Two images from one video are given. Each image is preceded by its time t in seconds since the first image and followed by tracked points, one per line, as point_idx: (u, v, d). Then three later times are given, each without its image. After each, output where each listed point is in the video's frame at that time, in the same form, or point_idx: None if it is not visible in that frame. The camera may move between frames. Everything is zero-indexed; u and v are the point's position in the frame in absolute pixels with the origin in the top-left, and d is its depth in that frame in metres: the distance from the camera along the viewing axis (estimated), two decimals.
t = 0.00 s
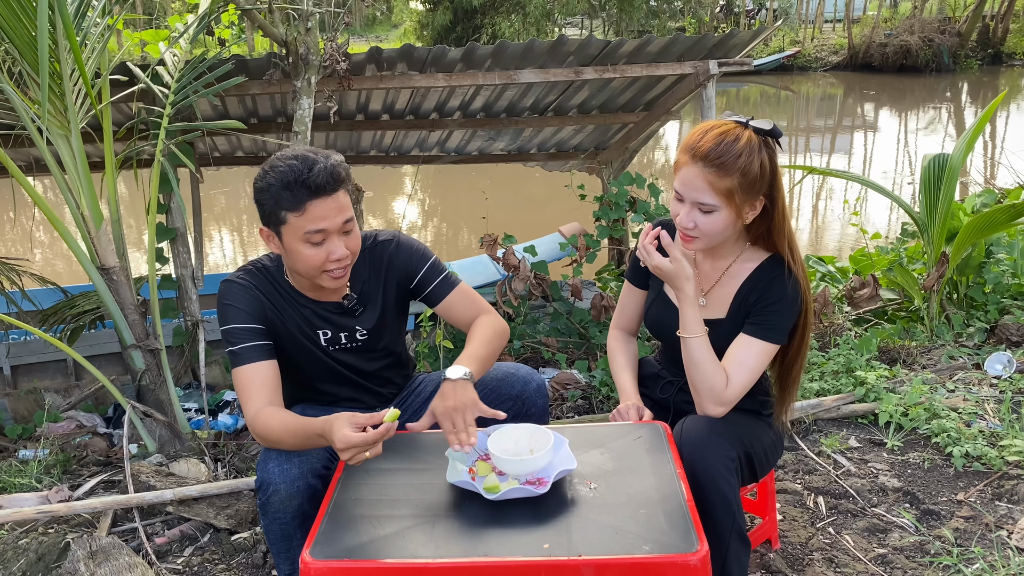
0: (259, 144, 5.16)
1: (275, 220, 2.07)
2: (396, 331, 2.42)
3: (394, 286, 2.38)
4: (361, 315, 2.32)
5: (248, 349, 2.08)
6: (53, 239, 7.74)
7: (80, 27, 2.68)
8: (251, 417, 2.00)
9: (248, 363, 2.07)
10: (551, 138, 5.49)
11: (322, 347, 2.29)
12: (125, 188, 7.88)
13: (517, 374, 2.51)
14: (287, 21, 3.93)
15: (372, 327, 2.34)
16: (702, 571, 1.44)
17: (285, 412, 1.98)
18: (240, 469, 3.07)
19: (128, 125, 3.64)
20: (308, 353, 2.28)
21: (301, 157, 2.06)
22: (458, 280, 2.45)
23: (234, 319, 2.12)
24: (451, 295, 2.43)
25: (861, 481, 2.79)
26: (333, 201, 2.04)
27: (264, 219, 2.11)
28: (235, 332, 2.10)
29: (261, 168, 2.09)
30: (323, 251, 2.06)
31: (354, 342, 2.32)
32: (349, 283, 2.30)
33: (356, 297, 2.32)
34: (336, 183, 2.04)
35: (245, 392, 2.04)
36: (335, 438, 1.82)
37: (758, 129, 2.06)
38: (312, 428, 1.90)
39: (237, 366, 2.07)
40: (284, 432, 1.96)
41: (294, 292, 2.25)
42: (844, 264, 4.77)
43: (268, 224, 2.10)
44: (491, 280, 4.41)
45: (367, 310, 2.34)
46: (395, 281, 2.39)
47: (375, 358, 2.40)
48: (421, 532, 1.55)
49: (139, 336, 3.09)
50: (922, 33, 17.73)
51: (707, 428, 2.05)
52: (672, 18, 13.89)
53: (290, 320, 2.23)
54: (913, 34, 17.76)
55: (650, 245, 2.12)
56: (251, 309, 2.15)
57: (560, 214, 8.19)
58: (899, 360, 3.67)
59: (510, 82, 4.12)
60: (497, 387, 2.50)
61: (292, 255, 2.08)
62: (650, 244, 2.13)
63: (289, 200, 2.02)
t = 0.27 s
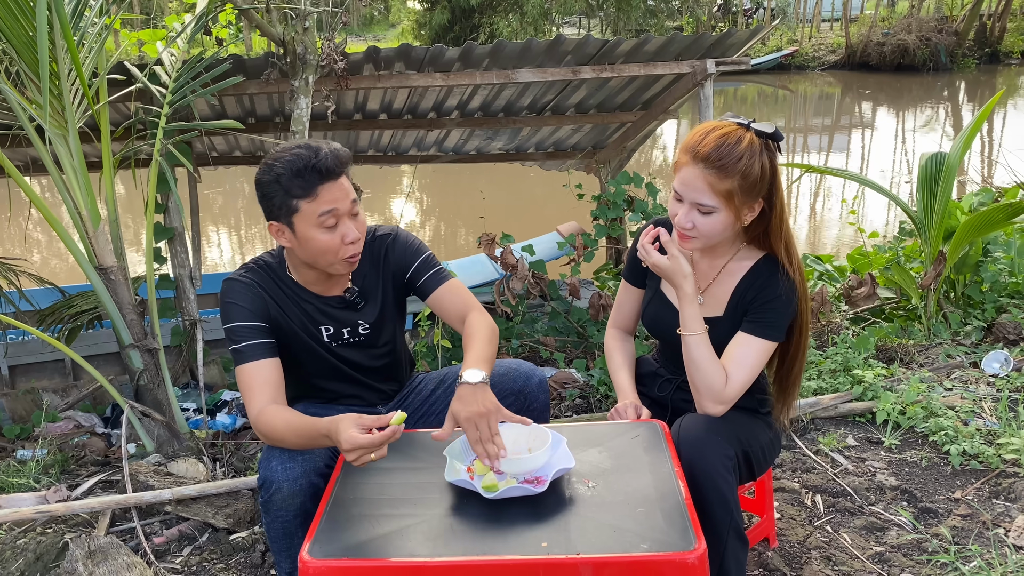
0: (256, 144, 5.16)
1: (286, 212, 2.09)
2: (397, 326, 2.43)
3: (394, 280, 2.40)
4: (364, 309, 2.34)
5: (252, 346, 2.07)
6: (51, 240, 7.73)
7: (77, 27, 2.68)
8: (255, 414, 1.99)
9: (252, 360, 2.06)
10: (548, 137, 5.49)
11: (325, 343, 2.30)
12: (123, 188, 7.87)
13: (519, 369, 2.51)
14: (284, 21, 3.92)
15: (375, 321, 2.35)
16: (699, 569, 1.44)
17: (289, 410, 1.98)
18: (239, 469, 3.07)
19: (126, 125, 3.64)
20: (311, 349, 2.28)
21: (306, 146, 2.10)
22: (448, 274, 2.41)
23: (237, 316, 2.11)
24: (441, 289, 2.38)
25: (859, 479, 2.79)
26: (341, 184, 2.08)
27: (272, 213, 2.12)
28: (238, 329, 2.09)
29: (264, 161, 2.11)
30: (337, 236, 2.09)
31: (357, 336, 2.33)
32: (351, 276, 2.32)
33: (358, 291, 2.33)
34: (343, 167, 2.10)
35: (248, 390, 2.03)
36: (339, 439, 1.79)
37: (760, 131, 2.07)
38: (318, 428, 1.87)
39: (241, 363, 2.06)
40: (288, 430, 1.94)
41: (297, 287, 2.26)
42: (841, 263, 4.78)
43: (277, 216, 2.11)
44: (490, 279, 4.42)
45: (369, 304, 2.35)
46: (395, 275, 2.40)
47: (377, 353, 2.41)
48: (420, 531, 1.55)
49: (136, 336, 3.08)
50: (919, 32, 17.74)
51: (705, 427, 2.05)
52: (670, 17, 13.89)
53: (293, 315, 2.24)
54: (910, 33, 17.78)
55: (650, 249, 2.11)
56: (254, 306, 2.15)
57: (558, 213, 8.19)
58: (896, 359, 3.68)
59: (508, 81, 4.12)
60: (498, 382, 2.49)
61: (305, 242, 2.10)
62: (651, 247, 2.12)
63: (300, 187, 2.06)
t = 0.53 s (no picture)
0: (254, 144, 5.16)
1: (291, 207, 2.10)
2: (392, 323, 2.44)
3: (390, 277, 2.42)
4: (360, 306, 2.34)
5: (248, 346, 2.07)
6: (48, 239, 7.72)
7: (74, 26, 2.67)
8: (253, 414, 2.01)
9: (249, 359, 2.06)
10: (547, 137, 5.50)
11: (320, 341, 2.30)
12: (120, 188, 7.87)
13: (516, 369, 2.51)
14: (282, 20, 3.92)
15: (371, 318, 2.36)
16: (697, 569, 1.44)
17: (287, 409, 1.99)
18: (236, 468, 3.07)
19: (123, 125, 3.63)
20: (307, 348, 2.28)
21: (314, 142, 2.12)
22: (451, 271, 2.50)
23: (233, 316, 2.11)
24: (445, 286, 2.48)
25: (856, 479, 2.80)
26: (347, 181, 2.11)
27: (276, 209, 2.13)
28: (234, 329, 2.09)
29: (270, 156, 2.12)
30: (340, 233, 2.11)
31: (353, 333, 2.34)
32: (347, 273, 2.32)
33: (354, 288, 2.34)
34: (348, 164, 2.13)
35: (245, 389, 2.04)
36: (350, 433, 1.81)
37: (752, 131, 2.07)
38: (323, 425, 1.90)
39: (237, 363, 2.06)
40: (287, 428, 1.96)
41: (293, 285, 2.26)
42: (839, 263, 4.79)
43: (282, 212, 2.12)
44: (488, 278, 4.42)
45: (365, 301, 2.36)
46: (392, 272, 2.43)
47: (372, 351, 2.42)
48: (418, 530, 1.56)
49: (134, 335, 3.08)
50: (917, 32, 17.76)
51: (701, 427, 2.05)
52: (668, 17, 13.89)
53: (289, 314, 2.24)
54: (908, 33, 17.80)
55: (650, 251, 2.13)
56: (250, 306, 2.15)
57: (556, 212, 8.20)
58: (894, 358, 3.69)
59: (506, 81, 4.12)
60: (496, 381, 2.50)
61: (308, 239, 2.10)
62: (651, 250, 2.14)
63: (308, 182, 2.07)
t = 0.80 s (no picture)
0: (254, 143, 5.16)
1: (288, 202, 2.10)
2: (392, 320, 2.44)
3: (389, 274, 2.43)
4: (359, 302, 2.34)
5: (248, 342, 2.07)
6: (47, 238, 7.72)
7: (74, 25, 2.67)
8: (253, 410, 2.01)
9: (248, 356, 2.06)
10: (546, 137, 5.50)
11: (319, 337, 2.29)
12: (120, 187, 7.86)
13: (515, 369, 2.51)
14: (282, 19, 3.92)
15: (370, 314, 2.36)
16: (696, 569, 1.44)
17: (287, 406, 2.00)
18: (236, 467, 3.07)
19: (123, 124, 3.63)
20: (307, 344, 2.28)
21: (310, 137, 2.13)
22: (449, 274, 2.53)
23: (233, 313, 2.11)
24: (442, 289, 2.50)
25: (856, 479, 2.80)
26: (343, 176, 2.12)
27: (273, 204, 2.13)
28: (234, 326, 2.09)
29: (267, 152, 2.13)
30: (338, 228, 2.11)
31: (352, 329, 2.34)
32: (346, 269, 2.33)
33: (354, 284, 2.34)
34: (344, 159, 2.13)
35: (245, 386, 2.03)
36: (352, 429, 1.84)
37: (748, 128, 2.06)
38: (326, 420, 1.92)
39: (236, 359, 2.06)
40: (288, 424, 1.97)
41: (293, 281, 2.26)
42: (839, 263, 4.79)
43: (278, 208, 2.13)
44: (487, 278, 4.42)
45: (364, 298, 2.36)
46: (392, 270, 2.43)
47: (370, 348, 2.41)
48: (417, 530, 1.55)
49: (133, 334, 3.07)
50: (917, 33, 17.77)
51: (701, 427, 2.05)
52: (668, 17, 13.87)
53: (288, 310, 2.23)
54: (908, 34, 17.80)
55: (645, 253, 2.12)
56: (250, 302, 2.15)
57: (556, 212, 8.20)
58: (893, 359, 3.69)
59: (506, 80, 4.12)
60: (495, 381, 2.50)
61: (305, 234, 2.11)
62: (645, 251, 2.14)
63: (304, 177, 2.08)
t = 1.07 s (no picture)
0: (254, 142, 5.15)
1: (286, 197, 2.10)
2: (391, 318, 2.44)
3: (389, 273, 2.42)
4: (358, 301, 2.34)
5: (248, 341, 2.07)
6: (48, 236, 7.71)
7: (75, 23, 2.66)
8: (252, 409, 2.00)
9: (247, 355, 2.06)
10: (547, 137, 5.49)
11: (318, 336, 2.29)
12: (121, 186, 7.86)
13: (517, 368, 2.52)
14: (283, 18, 3.91)
15: (369, 312, 2.36)
16: (698, 570, 1.44)
17: (286, 404, 2.00)
18: (236, 467, 3.07)
19: (123, 122, 3.62)
20: (308, 343, 2.28)
21: (307, 133, 2.14)
22: (448, 276, 2.54)
23: (232, 312, 2.11)
24: (439, 292, 2.51)
25: (857, 480, 2.80)
26: (340, 172, 2.12)
27: (272, 200, 2.13)
28: (234, 325, 2.09)
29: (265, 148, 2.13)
30: (336, 223, 2.11)
31: (352, 327, 2.33)
32: (345, 267, 2.32)
33: (353, 282, 2.33)
34: (341, 155, 2.13)
35: (244, 385, 2.03)
36: (354, 428, 1.86)
37: (748, 125, 2.06)
38: (326, 418, 1.92)
39: (236, 358, 2.06)
40: (288, 422, 1.98)
41: (292, 279, 2.26)
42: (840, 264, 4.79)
43: (276, 203, 2.12)
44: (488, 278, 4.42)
45: (364, 296, 2.36)
46: (392, 268, 2.43)
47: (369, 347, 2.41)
48: (417, 531, 1.55)
49: (134, 333, 3.06)
50: (918, 34, 17.76)
51: (702, 428, 2.05)
52: (669, 18, 13.85)
53: (287, 309, 2.23)
54: (909, 35, 17.80)
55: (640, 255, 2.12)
56: (249, 301, 2.15)
57: (556, 212, 8.20)
58: (894, 360, 3.69)
59: (507, 80, 4.12)
60: (496, 380, 2.50)
61: (304, 230, 2.10)
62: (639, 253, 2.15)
63: (302, 172, 2.08)
